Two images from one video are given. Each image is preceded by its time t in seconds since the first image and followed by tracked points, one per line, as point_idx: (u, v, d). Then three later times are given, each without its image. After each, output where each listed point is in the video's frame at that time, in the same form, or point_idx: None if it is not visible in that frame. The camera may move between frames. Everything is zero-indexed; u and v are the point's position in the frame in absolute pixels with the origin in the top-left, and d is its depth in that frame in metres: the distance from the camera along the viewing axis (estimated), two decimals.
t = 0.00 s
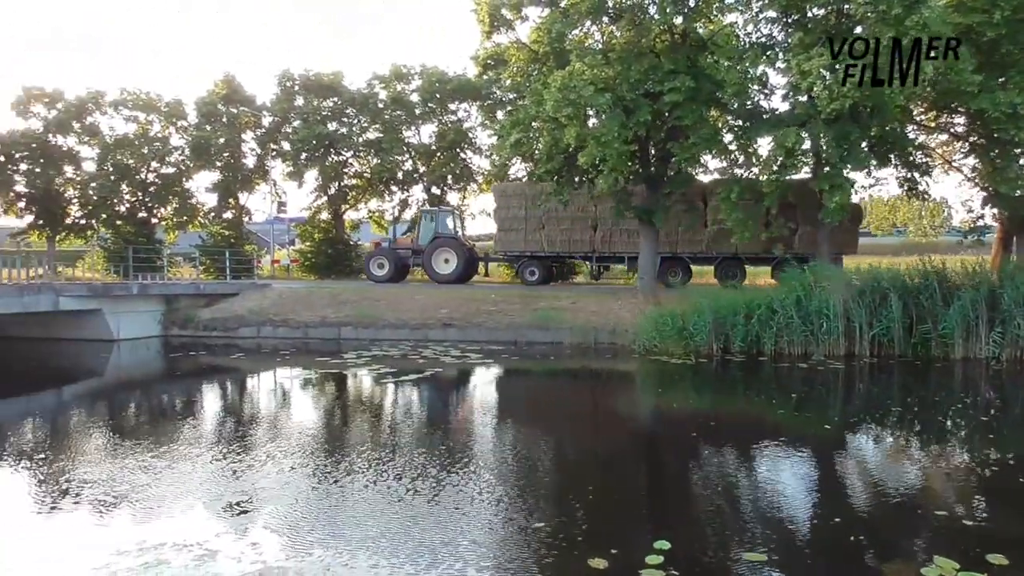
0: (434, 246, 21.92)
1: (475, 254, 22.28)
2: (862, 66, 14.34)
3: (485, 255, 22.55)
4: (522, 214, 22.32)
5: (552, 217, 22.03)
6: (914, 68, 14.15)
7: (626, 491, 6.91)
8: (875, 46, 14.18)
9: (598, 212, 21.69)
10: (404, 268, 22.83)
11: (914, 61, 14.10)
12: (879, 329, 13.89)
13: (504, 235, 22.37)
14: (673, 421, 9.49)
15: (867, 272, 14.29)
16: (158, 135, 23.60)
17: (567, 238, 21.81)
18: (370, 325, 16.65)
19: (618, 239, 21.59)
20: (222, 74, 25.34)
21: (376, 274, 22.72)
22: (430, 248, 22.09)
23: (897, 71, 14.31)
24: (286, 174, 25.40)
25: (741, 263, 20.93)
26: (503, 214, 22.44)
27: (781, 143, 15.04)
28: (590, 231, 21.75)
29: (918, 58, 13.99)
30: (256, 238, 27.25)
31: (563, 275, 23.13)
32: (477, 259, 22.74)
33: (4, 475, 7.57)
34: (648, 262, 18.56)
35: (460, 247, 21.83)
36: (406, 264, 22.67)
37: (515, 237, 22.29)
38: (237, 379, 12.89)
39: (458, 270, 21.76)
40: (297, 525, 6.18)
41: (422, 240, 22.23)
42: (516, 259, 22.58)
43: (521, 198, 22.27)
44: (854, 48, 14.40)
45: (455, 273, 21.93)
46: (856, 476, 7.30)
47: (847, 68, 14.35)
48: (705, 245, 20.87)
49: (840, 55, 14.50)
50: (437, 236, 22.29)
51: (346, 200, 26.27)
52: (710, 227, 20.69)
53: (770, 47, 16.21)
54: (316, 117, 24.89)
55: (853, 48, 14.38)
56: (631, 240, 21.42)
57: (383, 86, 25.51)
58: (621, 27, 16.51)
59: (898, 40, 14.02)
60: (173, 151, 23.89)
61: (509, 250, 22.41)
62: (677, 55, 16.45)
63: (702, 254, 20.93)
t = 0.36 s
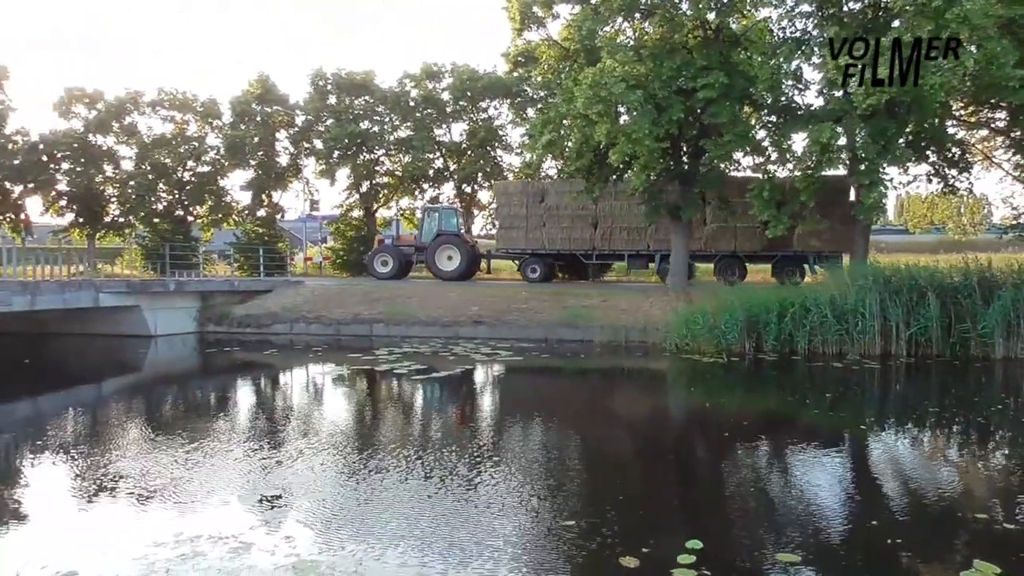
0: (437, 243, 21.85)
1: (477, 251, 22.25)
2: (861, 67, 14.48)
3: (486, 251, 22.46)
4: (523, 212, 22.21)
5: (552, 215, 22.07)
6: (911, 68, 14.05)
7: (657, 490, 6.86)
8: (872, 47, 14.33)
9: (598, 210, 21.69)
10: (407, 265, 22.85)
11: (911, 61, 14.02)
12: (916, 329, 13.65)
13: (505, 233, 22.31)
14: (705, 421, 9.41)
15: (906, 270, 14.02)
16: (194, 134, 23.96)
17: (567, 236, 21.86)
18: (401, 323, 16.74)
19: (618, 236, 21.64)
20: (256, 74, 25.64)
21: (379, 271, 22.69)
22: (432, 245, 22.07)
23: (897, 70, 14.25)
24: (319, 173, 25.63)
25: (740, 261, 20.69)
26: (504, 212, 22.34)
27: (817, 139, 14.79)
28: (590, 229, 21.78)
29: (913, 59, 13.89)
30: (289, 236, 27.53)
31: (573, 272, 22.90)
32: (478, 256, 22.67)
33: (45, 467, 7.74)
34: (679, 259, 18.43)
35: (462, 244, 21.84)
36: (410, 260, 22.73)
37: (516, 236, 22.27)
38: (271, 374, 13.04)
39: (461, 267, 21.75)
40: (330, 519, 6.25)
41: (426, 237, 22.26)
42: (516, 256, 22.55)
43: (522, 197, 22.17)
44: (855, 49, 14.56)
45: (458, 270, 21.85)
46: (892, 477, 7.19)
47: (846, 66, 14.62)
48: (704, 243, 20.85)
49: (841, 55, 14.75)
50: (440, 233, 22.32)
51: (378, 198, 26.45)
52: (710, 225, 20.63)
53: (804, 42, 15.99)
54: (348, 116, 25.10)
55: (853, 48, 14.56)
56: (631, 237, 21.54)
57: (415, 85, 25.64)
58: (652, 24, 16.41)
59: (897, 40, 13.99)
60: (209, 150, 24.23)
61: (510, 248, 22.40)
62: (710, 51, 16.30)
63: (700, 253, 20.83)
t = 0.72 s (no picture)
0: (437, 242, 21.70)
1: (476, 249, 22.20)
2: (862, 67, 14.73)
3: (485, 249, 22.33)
4: (523, 209, 22.02)
5: (551, 212, 21.91)
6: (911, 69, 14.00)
7: (686, 489, 6.83)
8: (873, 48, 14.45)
9: (597, 207, 21.57)
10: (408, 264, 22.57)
11: (911, 62, 13.95)
12: (951, 328, 13.41)
13: (504, 231, 22.14)
14: (735, 420, 9.34)
15: (940, 267, 13.79)
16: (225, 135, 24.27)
17: (567, 233, 21.66)
18: (428, 321, 16.81)
19: (616, 234, 21.44)
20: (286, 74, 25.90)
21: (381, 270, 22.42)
22: (431, 244, 21.92)
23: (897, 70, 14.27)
24: (348, 172, 25.81)
25: (737, 258, 20.61)
26: (504, 209, 22.20)
27: (849, 135, 14.58)
28: (589, 226, 21.60)
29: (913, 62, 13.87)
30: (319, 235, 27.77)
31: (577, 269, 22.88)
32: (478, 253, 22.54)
33: (82, 461, 7.90)
34: (708, 258, 18.29)
35: (461, 242, 21.70)
36: (411, 259, 22.50)
37: (515, 233, 22.09)
38: (301, 372, 13.17)
39: (461, 266, 21.71)
40: (359, 515, 6.30)
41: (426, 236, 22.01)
42: (515, 254, 22.39)
43: (522, 194, 22.00)
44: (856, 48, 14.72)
45: (458, 270, 21.83)
46: (926, 478, 7.09)
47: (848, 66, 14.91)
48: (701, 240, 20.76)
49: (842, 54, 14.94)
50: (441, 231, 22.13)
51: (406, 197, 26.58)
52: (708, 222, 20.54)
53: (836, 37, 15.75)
54: (377, 115, 25.25)
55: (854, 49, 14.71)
56: (629, 234, 21.32)
57: (442, 83, 25.72)
58: (680, 20, 16.30)
59: (897, 40, 13.95)
60: (239, 149, 24.50)
61: (509, 246, 22.18)
62: (739, 47, 16.14)
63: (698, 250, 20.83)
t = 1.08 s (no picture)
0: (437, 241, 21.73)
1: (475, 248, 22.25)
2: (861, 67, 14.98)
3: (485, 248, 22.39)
4: (521, 208, 22.13)
5: (547, 212, 21.97)
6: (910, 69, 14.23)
7: (711, 489, 6.79)
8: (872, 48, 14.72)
9: (594, 206, 21.54)
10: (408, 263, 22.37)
11: (911, 62, 14.15)
12: (983, 326, 13.19)
13: (502, 229, 22.34)
14: (761, 419, 9.27)
15: (971, 264, 13.56)
16: (252, 137, 24.52)
17: (564, 232, 21.71)
18: (452, 320, 16.87)
19: (612, 233, 21.40)
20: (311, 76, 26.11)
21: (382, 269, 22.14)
22: (431, 243, 21.91)
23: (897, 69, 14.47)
24: (373, 172, 25.96)
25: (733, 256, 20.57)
26: (502, 208, 22.36)
27: (877, 132, 14.40)
28: (585, 225, 21.58)
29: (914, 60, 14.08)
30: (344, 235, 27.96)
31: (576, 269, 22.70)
32: (478, 254, 22.53)
33: (114, 458, 8.02)
34: (733, 255, 18.15)
35: (461, 241, 21.75)
36: (410, 259, 22.36)
37: (513, 232, 22.23)
38: (327, 371, 13.28)
39: (461, 264, 21.73)
40: (385, 513, 6.34)
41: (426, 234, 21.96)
42: (514, 253, 22.46)
43: (520, 193, 22.10)
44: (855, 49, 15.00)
45: (458, 268, 21.86)
46: (957, 479, 6.99)
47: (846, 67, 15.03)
48: (696, 239, 20.66)
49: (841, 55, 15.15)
50: (440, 230, 22.16)
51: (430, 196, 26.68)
52: (703, 220, 20.45)
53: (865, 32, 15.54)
54: (401, 115, 25.38)
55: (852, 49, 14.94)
56: (624, 233, 21.26)
57: (466, 83, 25.78)
58: (705, 17, 16.18)
59: (897, 40, 14.17)
60: (266, 151, 24.73)
61: (507, 244, 22.38)
62: (766, 44, 15.92)
63: (694, 248, 20.69)
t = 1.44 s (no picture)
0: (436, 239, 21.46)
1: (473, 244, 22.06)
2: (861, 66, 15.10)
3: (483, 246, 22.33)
4: (519, 206, 22.03)
5: (545, 209, 21.81)
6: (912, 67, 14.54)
7: (734, 489, 6.73)
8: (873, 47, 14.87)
9: (591, 203, 21.32)
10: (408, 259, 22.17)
11: (913, 57, 14.37)
12: (1014, 325, 12.97)
13: (501, 227, 22.23)
14: (786, 418, 9.18)
15: (1003, 262, 13.33)
16: (276, 135, 24.70)
17: (559, 229, 21.54)
18: (475, 317, 16.90)
19: (609, 230, 21.17)
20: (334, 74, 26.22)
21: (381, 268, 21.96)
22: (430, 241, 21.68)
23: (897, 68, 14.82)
24: (396, 170, 26.05)
25: (729, 254, 20.26)
26: (501, 206, 22.26)
27: (904, 126, 14.19)
28: (582, 223, 21.37)
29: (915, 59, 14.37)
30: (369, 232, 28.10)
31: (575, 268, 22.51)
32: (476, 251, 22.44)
33: (141, 453, 8.14)
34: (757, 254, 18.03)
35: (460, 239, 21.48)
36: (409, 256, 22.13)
37: (511, 230, 22.10)
38: (351, 367, 13.37)
39: (461, 263, 21.55)
40: (407, 509, 6.37)
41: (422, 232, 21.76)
42: (512, 251, 22.34)
43: (518, 190, 22.04)
44: (855, 48, 15.06)
45: (457, 266, 21.72)
46: (986, 480, 6.89)
47: (846, 66, 15.16)
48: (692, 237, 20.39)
49: (841, 54, 15.21)
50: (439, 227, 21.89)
51: (453, 194, 26.69)
52: (699, 217, 20.17)
53: (893, 26, 15.41)
54: (424, 113, 25.44)
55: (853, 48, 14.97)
56: (621, 230, 21.03)
57: (489, 80, 25.78)
58: (730, 11, 16.03)
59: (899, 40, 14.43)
60: (290, 149, 24.92)
61: (506, 242, 22.26)
62: (791, 39, 15.56)
63: (691, 246, 20.40)
